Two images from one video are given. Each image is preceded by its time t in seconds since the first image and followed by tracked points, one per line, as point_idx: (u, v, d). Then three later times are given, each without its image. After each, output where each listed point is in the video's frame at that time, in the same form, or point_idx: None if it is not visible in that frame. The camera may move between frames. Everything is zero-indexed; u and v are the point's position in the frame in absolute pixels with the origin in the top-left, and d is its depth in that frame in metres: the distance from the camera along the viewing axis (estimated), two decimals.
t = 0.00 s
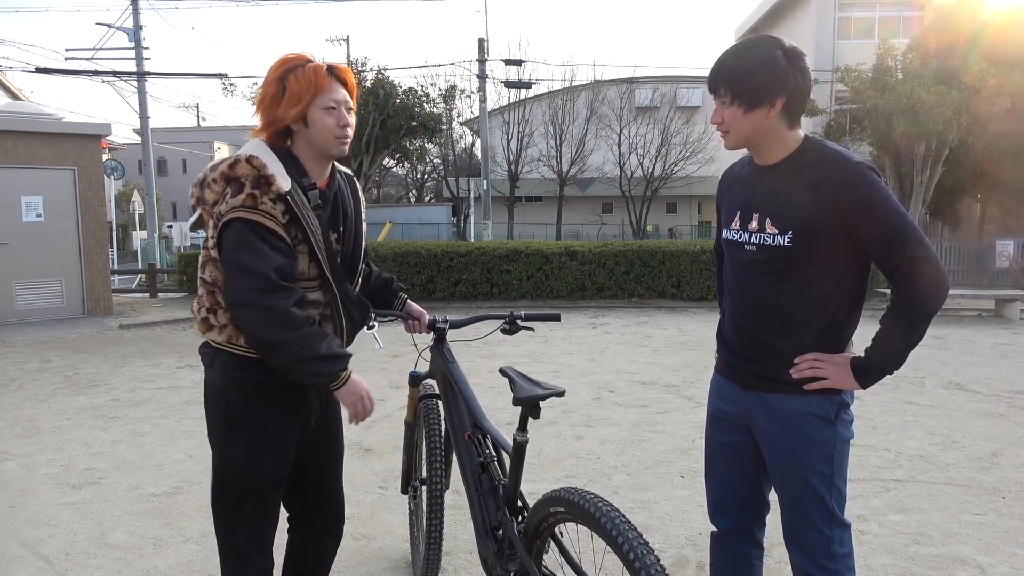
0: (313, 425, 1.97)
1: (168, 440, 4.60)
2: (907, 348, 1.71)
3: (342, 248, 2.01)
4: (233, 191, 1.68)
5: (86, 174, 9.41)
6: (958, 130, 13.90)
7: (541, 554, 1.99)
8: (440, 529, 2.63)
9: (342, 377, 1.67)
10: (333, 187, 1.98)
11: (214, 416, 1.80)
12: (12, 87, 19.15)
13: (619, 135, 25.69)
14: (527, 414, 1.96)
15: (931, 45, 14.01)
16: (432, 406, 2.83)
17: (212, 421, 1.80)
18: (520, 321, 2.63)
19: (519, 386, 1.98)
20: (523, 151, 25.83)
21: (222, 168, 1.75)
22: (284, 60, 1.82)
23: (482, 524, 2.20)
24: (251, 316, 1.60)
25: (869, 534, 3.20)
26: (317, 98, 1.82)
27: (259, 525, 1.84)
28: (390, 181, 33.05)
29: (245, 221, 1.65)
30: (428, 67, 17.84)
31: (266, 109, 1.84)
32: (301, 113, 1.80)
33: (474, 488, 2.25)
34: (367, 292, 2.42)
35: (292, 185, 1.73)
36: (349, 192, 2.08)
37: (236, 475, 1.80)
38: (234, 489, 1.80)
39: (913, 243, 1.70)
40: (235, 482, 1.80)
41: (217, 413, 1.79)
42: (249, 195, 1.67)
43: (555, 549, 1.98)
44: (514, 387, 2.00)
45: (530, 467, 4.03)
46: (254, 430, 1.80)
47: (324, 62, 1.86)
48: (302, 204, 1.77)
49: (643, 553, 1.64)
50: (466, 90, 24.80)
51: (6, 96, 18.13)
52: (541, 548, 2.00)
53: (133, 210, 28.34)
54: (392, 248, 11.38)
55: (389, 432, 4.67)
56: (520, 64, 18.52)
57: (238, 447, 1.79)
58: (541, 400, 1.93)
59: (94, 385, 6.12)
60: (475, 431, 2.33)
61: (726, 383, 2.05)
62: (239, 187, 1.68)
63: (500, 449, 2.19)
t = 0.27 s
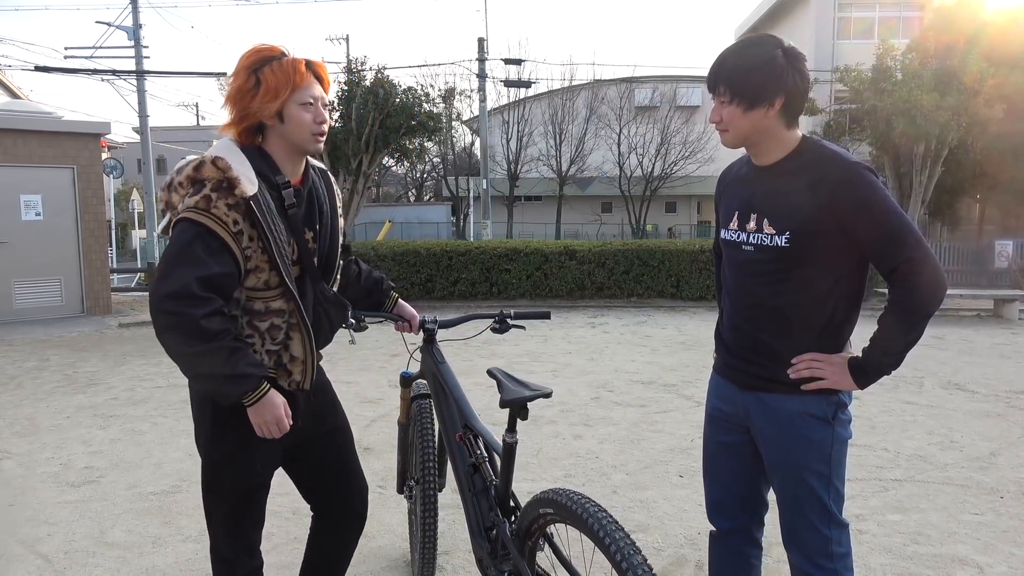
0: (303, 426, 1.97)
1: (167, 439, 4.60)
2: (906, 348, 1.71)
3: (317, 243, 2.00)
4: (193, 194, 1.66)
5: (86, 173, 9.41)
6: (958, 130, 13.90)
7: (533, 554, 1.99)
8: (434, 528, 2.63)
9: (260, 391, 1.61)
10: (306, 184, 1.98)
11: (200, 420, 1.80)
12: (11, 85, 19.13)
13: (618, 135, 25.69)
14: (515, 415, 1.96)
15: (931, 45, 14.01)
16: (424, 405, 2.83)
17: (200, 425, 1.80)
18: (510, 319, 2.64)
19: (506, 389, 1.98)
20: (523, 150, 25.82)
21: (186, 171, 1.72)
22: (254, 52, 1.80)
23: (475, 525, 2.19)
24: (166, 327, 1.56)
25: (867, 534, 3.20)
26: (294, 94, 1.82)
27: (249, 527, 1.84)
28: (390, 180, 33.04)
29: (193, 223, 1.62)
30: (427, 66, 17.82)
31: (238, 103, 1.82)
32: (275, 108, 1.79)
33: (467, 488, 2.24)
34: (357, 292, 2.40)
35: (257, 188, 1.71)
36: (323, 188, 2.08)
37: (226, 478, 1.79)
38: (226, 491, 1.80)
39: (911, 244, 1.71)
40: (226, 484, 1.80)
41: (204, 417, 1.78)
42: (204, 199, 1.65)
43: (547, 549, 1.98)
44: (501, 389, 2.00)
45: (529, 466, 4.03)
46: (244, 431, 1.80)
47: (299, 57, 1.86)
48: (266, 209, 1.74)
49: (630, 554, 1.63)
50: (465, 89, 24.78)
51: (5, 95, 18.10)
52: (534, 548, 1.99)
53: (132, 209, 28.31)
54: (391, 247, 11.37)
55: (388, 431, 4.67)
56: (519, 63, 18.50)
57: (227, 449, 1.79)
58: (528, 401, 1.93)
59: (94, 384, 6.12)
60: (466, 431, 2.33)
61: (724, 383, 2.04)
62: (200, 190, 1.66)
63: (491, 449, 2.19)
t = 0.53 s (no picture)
0: (296, 426, 1.97)
1: (166, 438, 4.60)
2: (904, 349, 1.72)
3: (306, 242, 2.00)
4: (172, 201, 1.66)
5: (85, 172, 9.40)
6: (957, 130, 13.90)
7: (529, 555, 1.99)
8: (431, 528, 2.63)
9: (292, 337, 1.65)
10: (291, 184, 1.98)
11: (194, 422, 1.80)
12: (11, 84, 19.12)
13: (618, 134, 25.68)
14: (507, 417, 1.97)
15: (930, 45, 14.02)
16: (419, 406, 2.83)
17: (193, 427, 1.80)
18: (503, 318, 2.64)
19: (497, 390, 1.98)
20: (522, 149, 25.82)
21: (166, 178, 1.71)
22: (238, 51, 1.80)
23: (471, 525, 2.19)
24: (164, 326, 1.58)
25: (866, 533, 3.20)
26: (281, 94, 1.82)
27: (246, 527, 1.84)
28: (389, 179, 33.02)
29: (173, 229, 1.61)
30: (427, 66, 17.82)
31: (221, 104, 1.82)
32: (261, 107, 1.79)
33: (462, 489, 2.24)
34: (349, 293, 2.41)
35: (235, 191, 1.71)
36: (311, 184, 2.08)
37: (222, 479, 1.80)
38: (221, 492, 1.80)
39: (911, 243, 1.70)
40: (222, 484, 1.80)
41: (197, 418, 1.79)
42: (181, 203, 1.64)
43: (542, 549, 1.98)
44: (493, 390, 2.00)
45: (529, 465, 4.03)
46: (237, 432, 1.80)
47: (284, 56, 1.85)
48: (245, 214, 1.73)
49: (623, 556, 1.64)
50: (465, 88, 24.77)
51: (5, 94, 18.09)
52: (529, 548, 2.00)
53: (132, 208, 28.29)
54: (391, 246, 11.36)
55: (388, 430, 4.68)
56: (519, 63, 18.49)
57: (221, 450, 1.79)
58: (519, 403, 1.93)
59: (93, 383, 6.11)
60: (460, 432, 2.33)
61: (723, 383, 2.05)
62: (179, 196, 1.66)
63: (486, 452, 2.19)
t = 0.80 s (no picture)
0: (296, 426, 1.97)
1: (166, 437, 4.60)
2: (903, 348, 1.72)
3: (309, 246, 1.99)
4: (184, 194, 1.67)
5: (84, 171, 9.39)
6: (957, 129, 13.90)
7: (531, 554, 1.99)
8: (433, 528, 2.63)
9: (307, 213, 1.70)
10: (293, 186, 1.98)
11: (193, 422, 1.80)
12: (11, 83, 19.12)
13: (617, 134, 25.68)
14: (511, 416, 1.97)
15: (930, 45, 14.01)
16: (420, 404, 2.82)
17: (193, 427, 1.80)
18: (505, 317, 2.64)
19: (501, 389, 1.98)
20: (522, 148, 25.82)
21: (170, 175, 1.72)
22: (241, 53, 1.80)
23: (473, 525, 2.20)
24: (208, 295, 1.57)
25: (866, 532, 3.20)
26: (274, 96, 1.80)
27: (245, 527, 1.85)
28: (389, 178, 33.01)
29: (197, 219, 1.63)
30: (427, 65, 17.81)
31: (222, 103, 1.82)
32: (256, 108, 1.79)
33: (465, 489, 2.25)
34: (349, 293, 2.41)
35: (242, 185, 1.73)
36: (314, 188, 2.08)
37: (222, 478, 1.80)
38: (221, 492, 1.81)
39: (910, 243, 1.71)
40: (222, 484, 1.80)
41: (197, 418, 1.79)
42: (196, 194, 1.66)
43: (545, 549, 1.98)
44: (497, 389, 2.00)
45: (528, 464, 4.03)
46: (236, 432, 1.80)
47: (281, 56, 1.85)
48: (253, 207, 1.74)
49: (630, 559, 1.64)
50: (465, 87, 24.76)
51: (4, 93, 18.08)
52: (532, 547, 2.00)
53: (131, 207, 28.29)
54: (391, 245, 11.35)
55: (388, 429, 4.68)
56: (518, 62, 18.48)
57: (220, 450, 1.79)
58: (523, 402, 1.93)
59: (93, 382, 6.12)
60: (463, 432, 2.33)
61: (722, 383, 2.05)
62: (188, 190, 1.67)
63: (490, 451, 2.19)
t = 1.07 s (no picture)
0: (299, 426, 1.97)
1: (166, 436, 4.60)
2: (903, 347, 1.72)
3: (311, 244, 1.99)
4: (186, 185, 1.68)
5: (84, 170, 9.39)
6: (957, 128, 13.90)
7: (531, 553, 2.00)
8: (432, 527, 2.63)
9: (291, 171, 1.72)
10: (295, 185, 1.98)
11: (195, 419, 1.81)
12: (11, 83, 19.11)
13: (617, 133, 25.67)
14: (510, 415, 1.97)
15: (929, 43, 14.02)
16: (419, 404, 2.82)
17: (195, 425, 1.81)
18: (504, 317, 2.64)
19: (501, 389, 1.98)
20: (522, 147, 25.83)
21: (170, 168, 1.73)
22: (238, 55, 1.80)
23: (473, 525, 2.20)
24: (227, 272, 1.59)
25: (865, 530, 3.21)
26: (263, 99, 1.79)
27: (246, 526, 1.85)
28: (389, 178, 33.01)
29: (204, 206, 1.65)
30: (426, 64, 17.83)
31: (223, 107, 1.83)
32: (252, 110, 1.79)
33: (464, 489, 2.25)
34: (352, 290, 2.41)
35: (241, 171, 1.73)
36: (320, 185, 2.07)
37: (222, 477, 1.80)
38: (222, 491, 1.81)
39: (909, 243, 1.71)
40: (222, 483, 1.81)
41: (198, 417, 1.80)
42: (199, 180, 1.67)
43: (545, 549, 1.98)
44: (496, 389, 2.00)
45: (528, 463, 4.04)
46: (237, 430, 1.80)
47: (279, 56, 1.83)
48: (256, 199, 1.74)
49: (631, 560, 1.64)
50: (464, 86, 24.76)
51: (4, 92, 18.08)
52: (532, 546, 2.00)
53: (131, 207, 28.28)
54: (390, 244, 11.35)
55: (387, 428, 4.68)
56: (518, 61, 18.48)
57: (220, 448, 1.79)
58: (522, 402, 1.94)
59: (93, 381, 6.12)
60: (462, 431, 2.34)
61: (721, 382, 2.05)
62: (188, 182, 1.68)
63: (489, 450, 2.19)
